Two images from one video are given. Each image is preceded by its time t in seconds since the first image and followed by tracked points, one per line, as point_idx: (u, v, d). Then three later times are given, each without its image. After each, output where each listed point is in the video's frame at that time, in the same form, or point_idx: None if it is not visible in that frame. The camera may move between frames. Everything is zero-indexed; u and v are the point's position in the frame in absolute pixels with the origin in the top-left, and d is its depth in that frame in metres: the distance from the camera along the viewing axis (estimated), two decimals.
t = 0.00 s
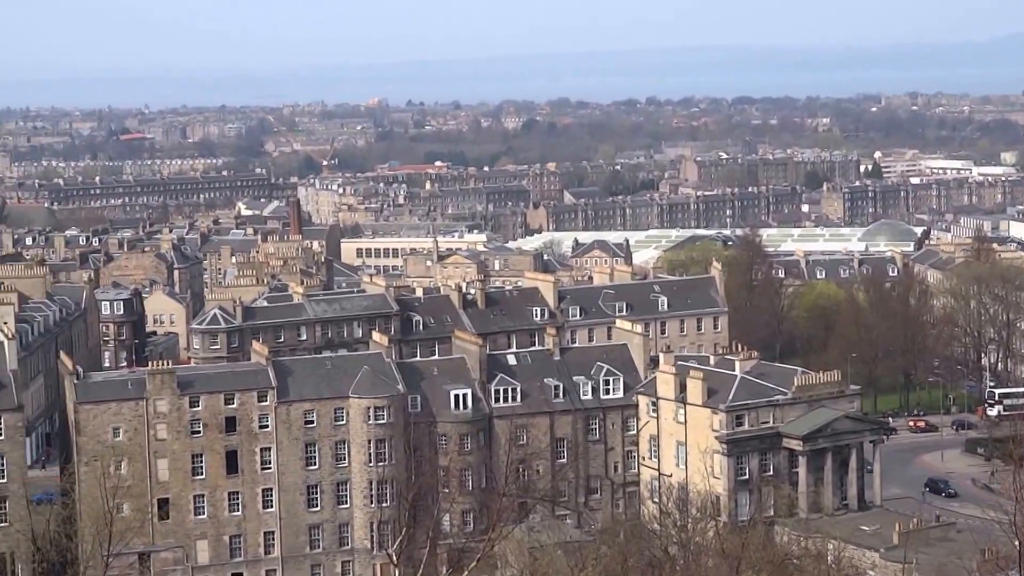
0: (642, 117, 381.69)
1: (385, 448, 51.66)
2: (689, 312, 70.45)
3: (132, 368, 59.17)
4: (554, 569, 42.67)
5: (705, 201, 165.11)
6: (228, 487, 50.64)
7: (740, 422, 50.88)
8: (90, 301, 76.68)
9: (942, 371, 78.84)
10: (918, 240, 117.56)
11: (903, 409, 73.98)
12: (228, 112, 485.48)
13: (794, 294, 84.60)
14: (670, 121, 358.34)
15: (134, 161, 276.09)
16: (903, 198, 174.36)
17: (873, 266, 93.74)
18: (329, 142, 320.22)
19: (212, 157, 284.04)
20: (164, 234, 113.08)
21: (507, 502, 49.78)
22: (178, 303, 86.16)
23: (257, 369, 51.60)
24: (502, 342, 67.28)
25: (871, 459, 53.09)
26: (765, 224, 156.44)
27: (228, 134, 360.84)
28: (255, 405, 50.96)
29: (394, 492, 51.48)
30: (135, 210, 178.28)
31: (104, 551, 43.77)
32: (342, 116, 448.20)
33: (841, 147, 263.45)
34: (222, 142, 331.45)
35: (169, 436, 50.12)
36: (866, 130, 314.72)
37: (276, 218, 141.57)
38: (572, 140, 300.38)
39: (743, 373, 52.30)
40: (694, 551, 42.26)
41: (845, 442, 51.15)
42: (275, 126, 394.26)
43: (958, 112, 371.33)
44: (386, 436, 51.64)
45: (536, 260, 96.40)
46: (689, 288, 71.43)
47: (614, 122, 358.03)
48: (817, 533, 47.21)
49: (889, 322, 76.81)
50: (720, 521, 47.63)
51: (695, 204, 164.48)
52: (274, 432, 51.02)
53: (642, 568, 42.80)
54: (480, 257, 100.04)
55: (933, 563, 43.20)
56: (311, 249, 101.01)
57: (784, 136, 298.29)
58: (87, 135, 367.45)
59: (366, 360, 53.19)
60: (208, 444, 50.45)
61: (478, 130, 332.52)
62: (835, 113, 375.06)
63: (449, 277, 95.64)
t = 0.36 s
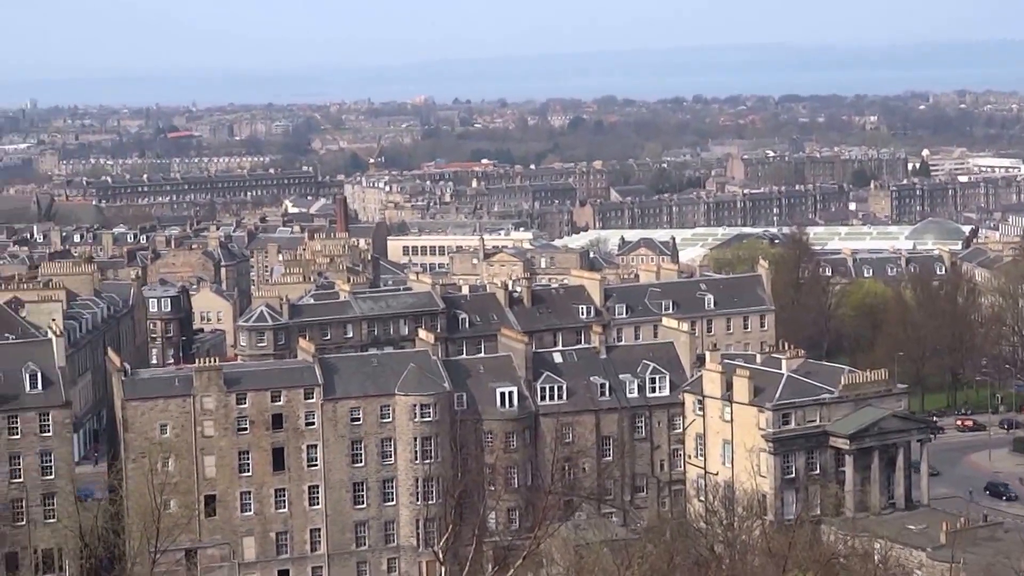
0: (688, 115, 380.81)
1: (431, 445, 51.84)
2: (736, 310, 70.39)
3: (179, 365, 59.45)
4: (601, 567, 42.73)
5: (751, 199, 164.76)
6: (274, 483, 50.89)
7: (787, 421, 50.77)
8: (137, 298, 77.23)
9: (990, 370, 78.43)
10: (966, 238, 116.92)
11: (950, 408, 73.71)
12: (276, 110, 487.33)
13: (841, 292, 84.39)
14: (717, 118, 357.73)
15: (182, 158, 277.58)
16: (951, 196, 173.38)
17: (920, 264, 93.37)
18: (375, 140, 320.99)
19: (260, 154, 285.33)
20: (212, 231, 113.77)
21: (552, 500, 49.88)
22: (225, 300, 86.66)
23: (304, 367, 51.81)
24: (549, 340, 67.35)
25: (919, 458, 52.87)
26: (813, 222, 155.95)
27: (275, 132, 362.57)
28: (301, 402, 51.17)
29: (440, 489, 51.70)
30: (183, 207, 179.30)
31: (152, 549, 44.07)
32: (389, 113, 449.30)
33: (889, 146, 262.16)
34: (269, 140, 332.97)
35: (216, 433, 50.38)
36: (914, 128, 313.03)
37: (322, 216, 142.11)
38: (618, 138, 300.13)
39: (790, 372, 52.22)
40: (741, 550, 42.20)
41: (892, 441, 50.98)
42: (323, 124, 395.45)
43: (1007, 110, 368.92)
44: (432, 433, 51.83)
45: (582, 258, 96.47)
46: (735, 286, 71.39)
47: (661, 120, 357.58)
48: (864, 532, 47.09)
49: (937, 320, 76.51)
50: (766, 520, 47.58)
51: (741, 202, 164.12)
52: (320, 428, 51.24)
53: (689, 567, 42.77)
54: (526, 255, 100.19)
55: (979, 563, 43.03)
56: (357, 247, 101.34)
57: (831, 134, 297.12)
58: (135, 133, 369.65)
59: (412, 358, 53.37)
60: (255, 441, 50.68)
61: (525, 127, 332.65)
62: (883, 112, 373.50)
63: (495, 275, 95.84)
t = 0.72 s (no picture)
0: (734, 113, 379.61)
1: (477, 443, 52.06)
2: (783, 308, 70.29)
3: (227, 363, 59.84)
4: (646, 566, 42.75)
5: (798, 198, 164.12)
6: (321, 481, 51.17)
7: (834, 420, 50.69)
8: (185, 295, 77.74)
9: None
10: (1015, 236, 116.14)
11: (998, 407, 73.33)
12: (323, 108, 488.90)
13: (889, 291, 84.08)
14: (763, 116, 356.53)
15: (229, 156, 278.97)
16: (1000, 195, 172.24)
17: (969, 262, 92.84)
18: (422, 138, 321.60)
19: (307, 152, 286.29)
20: (259, 228, 114.45)
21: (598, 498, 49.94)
22: (271, 297, 87.10)
23: (351, 364, 52.03)
24: (595, 338, 67.43)
25: (967, 457, 52.65)
26: (860, 221, 155.20)
27: (321, 130, 364.02)
28: (348, 399, 51.41)
29: (486, 487, 51.87)
30: (229, 205, 180.19)
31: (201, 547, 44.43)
32: (435, 111, 450.27)
33: (938, 144, 260.50)
34: (315, 137, 334.03)
35: (263, 430, 50.63)
36: (963, 126, 310.93)
37: (368, 213, 142.69)
38: (665, 136, 299.61)
39: (836, 371, 52.11)
40: (786, 550, 42.14)
41: (940, 440, 50.83)
42: (369, 122, 396.35)
43: None
44: (478, 431, 51.99)
45: (628, 255, 96.44)
46: (782, 284, 71.27)
47: (707, 118, 356.58)
48: (911, 531, 46.98)
49: (984, 319, 76.13)
50: (813, 518, 47.52)
51: (788, 200, 163.52)
52: (367, 426, 51.48)
53: (734, 567, 42.76)
54: (572, 253, 100.30)
55: None
56: (404, 245, 101.61)
57: (879, 132, 295.59)
58: (183, 130, 371.88)
59: (459, 355, 53.52)
60: (301, 438, 50.94)
61: (572, 125, 332.30)
62: (932, 110, 371.17)
63: (542, 273, 95.93)
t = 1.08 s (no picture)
0: (782, 111, 378.28)
1: (523, 442, 52.23)
2: (830, 307, 70.18)
3: (275, 360, 60.22)
4: (693, 565, 42.80)
5: (845, 196, 163.42)
6: (367, 478, 51.42)
7: (881, 418, 50.61)
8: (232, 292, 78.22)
9: None
10: None
11: None
12: (370, 106, 490.30)
13: (937, 289, 83.82)
14: (812, 115, 355.23)
15: (276, 153, 280.01)
16: None
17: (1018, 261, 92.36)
18: (469, 135, 321.90)
19: (353, 150, 287.17)
20: (306, 226, 114.94)
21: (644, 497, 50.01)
22: (318, 295, 87.52)
23: (398, 361, 52.26)
24: (642, 336, 67.48)
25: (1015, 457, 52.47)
26: (908, 219, 154.40)
27: (367, 128, 364.97)
28: (394, 397, 51.67)
29: (532, 485, 52.04)
30: (276, 203, 180.99)
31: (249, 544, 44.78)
32: (482, 109, 450.13)
33: (987, 142, 258.75)
34: (362, 135, 334.77)
35: (309, 427, 50.93)
36: (1013, 124, 308.82)
37: (415, 211, 143.07)
38: (712, 134, 298.91)
39: (883, 369, 52.02)
40: (832, 550, 42.12)
41: (988, 439, 50.66)
42: (415, 120, 397.00)
43: None
44: (525, 429, 52.16)
45: (675, 254, 96.42)
46: (829, 283, 71.17)
47: (754, 116, 355.55)
48: (959, 531, 46.86)
49: None
50: (859, 518, 47.47)
51: (836, 198, 162.84)
52: (413, 423, 51.72)
53: (780, 566, 42.75)
54: (619, 251, 100.28)
55: None
56: (451, 243, 101.86)
57: (928, 130, 293.96)
58: (231, 128, 373.63)
59: (505, 353, 53.70)
60: (348, 435, 51.23)
61: (619, 123, 331.95)
62: (981, 107, 368.82)
63: (589, 271, 95.96)
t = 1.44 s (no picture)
0: (830, 109, 376.66)
1: (569, 440, 52.33)
2: (878, 305, 70.02)
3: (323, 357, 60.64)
4: (741, 567, 42.83)
5: (893, 194, 162.67)
6: (413, 476, 51.68)
7: (928, 417, 50.52)
8: (280, 290, 78.68)
9: None
10: None
11: None
12: (417, 104, 490.94)
13: (986, 288, 83.40)
14: (860, 113, 353.52)
15: (323, 151, 280.97)
16: None
17: None
18: (516, 133, 322.28)
19: (400, 148, 287.74)
20: (353, 224, 115.43)
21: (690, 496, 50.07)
22: (365, 292, 87.93)
23: (444, 359, 52.48)
24: (688, 335, 67.54)
25: None
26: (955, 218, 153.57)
27: (415, 126, 365.59)
28: (441, 394, 51.92)
29: (579, 483, 52.20)
30: (323, 200, 181.84)
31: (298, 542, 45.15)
32: (528, 107, 450.28)
33: None
34: (409, 133, 335.54)
35: (356, 425, 51.24)
36: None
37: (461, 209, 143.41)
38: (759, 132, 298.02)
39: (931, 369, 51.92)
40: (880, 549, 42.09)
41: None
42: (462, 118, 397.46)
43: None
44: (571, 427, 52.28)
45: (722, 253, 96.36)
46: (877, 281, 70.99)
47: (802, 114, 354.08)
48: (1007, 531, 46.73)
49: None
50: (906, 517, 47.38)
51: (884, 196, 162.12)
52: (459, 421, 51.95)
53: (828, 567, 42.73)
54: (665, 250, 100.28)
55: None
56: (497, 240, 102.12)
57: (978, 129, 292.08)
58: (278, 126, 375.25)
59: (551, 351, 53.85)
60: (395, 433, 51.50)
61: (666, 122, 331.57)
62: None
63: (635, 269, 96.07)
